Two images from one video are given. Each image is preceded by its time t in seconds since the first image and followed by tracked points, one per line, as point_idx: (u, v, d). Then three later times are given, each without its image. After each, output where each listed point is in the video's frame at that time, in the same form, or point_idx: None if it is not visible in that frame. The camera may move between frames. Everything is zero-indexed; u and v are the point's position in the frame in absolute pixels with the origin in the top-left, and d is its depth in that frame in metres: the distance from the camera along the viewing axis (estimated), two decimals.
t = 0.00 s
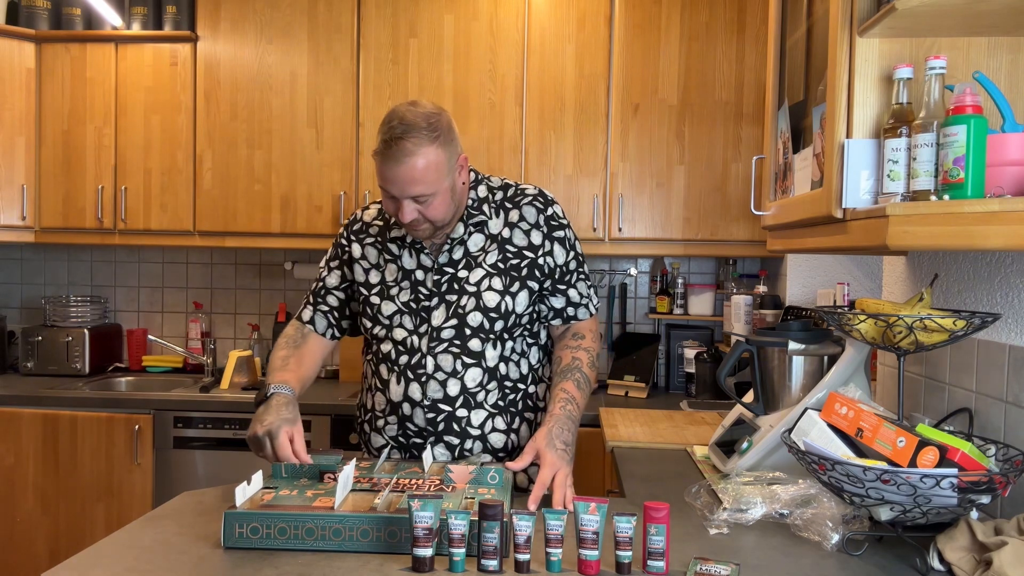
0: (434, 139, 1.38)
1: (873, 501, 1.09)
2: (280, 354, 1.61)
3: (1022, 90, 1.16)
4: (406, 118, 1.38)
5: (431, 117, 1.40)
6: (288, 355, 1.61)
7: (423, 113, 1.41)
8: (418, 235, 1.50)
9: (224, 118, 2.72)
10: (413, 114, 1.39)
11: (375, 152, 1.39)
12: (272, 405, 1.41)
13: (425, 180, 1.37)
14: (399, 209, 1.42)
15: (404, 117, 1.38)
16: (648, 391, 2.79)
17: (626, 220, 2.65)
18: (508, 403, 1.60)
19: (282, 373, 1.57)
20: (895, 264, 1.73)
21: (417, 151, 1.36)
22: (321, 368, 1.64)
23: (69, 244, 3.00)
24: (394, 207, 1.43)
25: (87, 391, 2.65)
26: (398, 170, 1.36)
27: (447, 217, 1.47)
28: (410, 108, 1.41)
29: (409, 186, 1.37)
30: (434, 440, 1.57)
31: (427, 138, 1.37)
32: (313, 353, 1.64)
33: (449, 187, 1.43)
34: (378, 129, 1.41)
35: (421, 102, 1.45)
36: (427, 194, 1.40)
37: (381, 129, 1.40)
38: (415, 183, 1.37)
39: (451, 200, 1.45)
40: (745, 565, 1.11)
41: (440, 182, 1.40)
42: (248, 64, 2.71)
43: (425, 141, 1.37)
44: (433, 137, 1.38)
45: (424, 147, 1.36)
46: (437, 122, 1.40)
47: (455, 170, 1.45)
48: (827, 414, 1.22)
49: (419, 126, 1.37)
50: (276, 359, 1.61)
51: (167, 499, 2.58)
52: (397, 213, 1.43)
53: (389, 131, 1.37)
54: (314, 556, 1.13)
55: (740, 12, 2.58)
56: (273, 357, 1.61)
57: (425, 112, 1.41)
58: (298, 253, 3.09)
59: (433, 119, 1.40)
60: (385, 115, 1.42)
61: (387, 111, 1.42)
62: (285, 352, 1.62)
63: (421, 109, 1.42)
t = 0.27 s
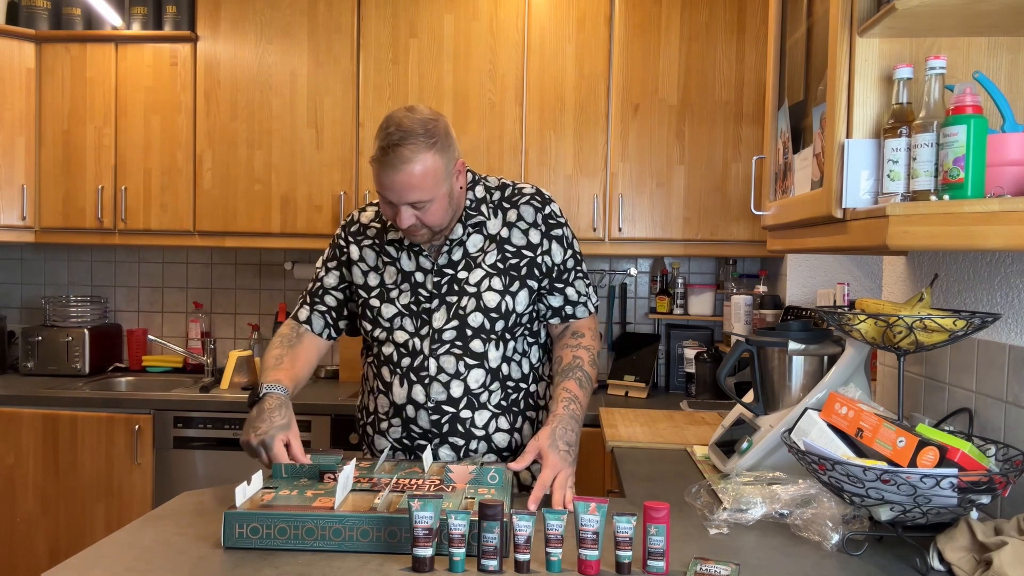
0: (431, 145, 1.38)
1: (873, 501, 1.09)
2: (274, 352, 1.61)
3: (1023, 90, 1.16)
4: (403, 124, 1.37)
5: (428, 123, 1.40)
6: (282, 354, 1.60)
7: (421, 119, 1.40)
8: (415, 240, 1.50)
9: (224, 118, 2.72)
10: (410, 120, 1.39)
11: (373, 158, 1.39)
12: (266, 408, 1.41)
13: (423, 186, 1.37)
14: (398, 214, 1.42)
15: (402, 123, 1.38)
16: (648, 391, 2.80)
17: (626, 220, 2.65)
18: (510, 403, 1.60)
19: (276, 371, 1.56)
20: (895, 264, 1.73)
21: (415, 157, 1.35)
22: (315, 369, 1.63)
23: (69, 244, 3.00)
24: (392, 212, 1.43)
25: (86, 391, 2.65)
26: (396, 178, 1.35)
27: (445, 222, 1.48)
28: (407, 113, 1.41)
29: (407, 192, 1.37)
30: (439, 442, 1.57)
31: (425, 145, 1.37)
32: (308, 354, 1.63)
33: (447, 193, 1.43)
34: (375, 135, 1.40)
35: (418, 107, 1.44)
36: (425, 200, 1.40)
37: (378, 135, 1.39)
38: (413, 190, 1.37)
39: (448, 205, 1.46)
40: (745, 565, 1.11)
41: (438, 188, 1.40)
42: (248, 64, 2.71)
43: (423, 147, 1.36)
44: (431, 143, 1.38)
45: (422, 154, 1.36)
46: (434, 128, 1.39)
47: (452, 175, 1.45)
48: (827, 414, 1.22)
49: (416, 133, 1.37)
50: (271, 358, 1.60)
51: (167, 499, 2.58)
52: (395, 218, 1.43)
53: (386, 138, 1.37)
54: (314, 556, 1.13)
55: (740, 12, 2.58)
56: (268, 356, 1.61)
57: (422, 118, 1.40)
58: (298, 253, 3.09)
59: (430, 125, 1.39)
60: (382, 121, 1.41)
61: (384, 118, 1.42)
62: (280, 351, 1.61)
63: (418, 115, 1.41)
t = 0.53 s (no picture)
0: (433, 147, 1.38)
1: (873, 501, 1.09)
2: (275, 352, 1.60)
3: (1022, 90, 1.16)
4: (404, 126, 1.37)
5: (430, 124, 1.40)
6: (283, 355, 1.60)
7: (422, 120, 1.40)
8: (416, 241, 1.50)
9: (224, 118, 2.72)
10: (411, 122, 1.39)
11: (374, 160, 1.39)
12: (266, 408, 1.41)
13: (423, 189, 1.37)
14: (398, 217, 1.42)
15: (403, 125, 1.38)
16: (648, 391, 2.79)
17: (626, 220, 2.65)
18: (513, 402, 1.60)
19: (276, 372, 1.56)
20: (895, 263, 1.73)
21: (416, 159, 1.35)
22: (315, 370, 1.63)
23: (69, 244, 3.00)
24: (392, 214, 1.43)
25: (86, 391, 2.65)
26: (396, 179, 1.35)
27: (445, 224, 1.48)
28: (408, 114, 1.41)
29: (407, 195, 1.37)
30: (442, 442, 1.57)
31: (426, 147, 1.37)
32: (309, 354, 1.63)
33: (448, 195, 1.43)
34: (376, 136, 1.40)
35: (419, 109, 1.44)
36: (426, 203, 1.40)
37: (379, 136, 1.39)
38: (414, 192, 1.37)
39: (448, 207, 1.46)
40: (745, 565, 1.11)
41: (439, 191, 1.39)
42: (248, 64, 2.71)
43: (424, 149, 1.36)
44: (432, 145, 1.38)
45: (423, 156, 1.36)
46: (435, 130, 1.39)
47: (453, 177, 1.45)
48: (827, 414, 1.22)
49: (417, 134, 1.37)
50: (271, 358, 1.60)
51: (167, 499, 2.58)
52: (396, 220, 1.43)
53: (387, 140, 1.37)
54: (314, 556, 1.13)
55: (740, 12, 2.58)
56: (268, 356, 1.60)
57: (423, 119, 1.40)
58: (298, 253, 3.09)
59: (431, 127, 1.39)
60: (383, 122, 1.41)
61: (385, 119, 1.41)
62: (280, 351, 1.60)
63: (419, 116, 1.41)
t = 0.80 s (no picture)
0: (434, 147, 1.38)
1: (873, 501, 1.09)
2: (276, 352, 1.60)
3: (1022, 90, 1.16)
4: (405, 126, 1.37)
5: (431, 124, 1.40)
6: (284, 355, 1.60)
7: (423, 120, 1.40)
8: (417, 241, 1.50)
9: (224, 118, 2.72)
10: (413, 122, 1.39)
11: (375, 160, 1.39)
12: (266, 409, 1.41)
13: (424, 189, 1.37)
14: (399, 217, 1.42)
15: (404, 125, 1.38)
16: (648, 391, 2.79)
17: (626, 220, 2.65)
18: (514, 402, 1.60)
19: (277, 372, 1.55)
20: (895, 263, 1.73)
21: (417, 159, 1.35)
22: (315, 370, 1.63)
23: (69, 244, 3.00)
24: (393, 214, 1.43)
25: (86, 391, 2.65)
26: (397, 180, 1.35)
27: (446, 224, 1.48)
28: (409, 114, 1.41)
29: (408, 195, 1.37)
30: (444, 442, 1.57)
31: (427, 147, 1.37)
32: (309, 354, 1.62)
33: (449, 195, 1.43)
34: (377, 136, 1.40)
35: (421, 109, 1.44)
36: (427, 203, 1.40)
37: (380, 136, 1.39)
38: (415, 192, 1.37)
39: (450, 207, 1.46)
40: (745, 565, 1.11)
41: (439, 191, 1.39)
42: (248, 64, 2.71)
43: (425, 149, 1.36)
44: (433, 145, 1.38)
45: (424, 156, 1.36)
46: (437, 130, 1.39)
47: (454, 177, 1.45)
48: (827, 414, 1.22)
49: (418, 134, 1.37)
50: (271, 358, 1.59)
51: (167, 499, 2.58)
52: (397, 220, 1.43)
53: (389, 140, 1.36)
54: (314, 556, 1.13)
55: (740, 12, 2.58)
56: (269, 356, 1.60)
57: (424, 119, 1.40)
58: (299, 253, 3.09)
59: (433, 127, 1.39)
60: (385, 122, 1.41)
61: (387, 119, 1.41)
62: (280, 351, 1.60)
63: (421, 116, 1.41)
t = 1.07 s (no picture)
0: (436, 146, 1.38)
1: (873, 501, 1.09)
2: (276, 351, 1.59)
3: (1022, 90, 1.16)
4: (408, 125, 1.37)
5: (433, 124, 1.40)
6: (285, 354, 1.59)
7: (426, 119, 1.40)
8: (418, 240, 1.50)
9: (224, 118, 2.72)
10: (415, 121, 1.39)
11: (377, 158, 1.39)
12: (266, 408, 1.41)
13: (426, 188, 1.37)
14: (401, 215, 1.42)
15: (407, 124, 1.38)
16: (648, 391, 2.79)
17: (626, 220, 2.65)
18: (513, 403, 1.60)
19: (277, 372, 1.55)
20: (895, 264, 1.73)
21: (420, 158, 1.35)
22: (315, 369, 1.62)
23: (69, 244, 3.00)
24: (395, 213, 1.43)
25: (86, 391, 2.65)
26: (400, 178, 1.35)
27: (447, 223, 1.47)
28: (411, 114, 1.41)
29: (410, 194, 1.37)
30: (442, 441, 1.57)
31: (429, 145, 1.37)
32: (309, 354, 1.62)
33: (450, 195, 1.43)
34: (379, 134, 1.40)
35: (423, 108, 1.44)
36: (428, 202, 1.40)
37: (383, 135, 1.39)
38: (417, 191, 1.37)
39: (451, 207, 1.46)
40: (745, 565, 1.11)
41: (441, 190, 1.39)
42: (247, 64, 2.71)
43: (428, 148, 1.36)
44: (436, 144, 1.38)
45: (426, 154, 1.36)
46: (439, 129, 1.40)
47: (456, 177, 1.45)
48: (827, 414, 1.22)
49: (420, 133, 1.37)
50: (271, 358, 1.59)
51: (167, 499, 2.58)
52: (398, 219, 1.43)
53: (391, 138, 1.36)
54: (314, 556, 1.13)
55: (740, 12, 2.58)
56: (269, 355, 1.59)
57: (426, 118, 1.40)
58: (299, 253, 3.09)
59: (435, 126, 1.40)
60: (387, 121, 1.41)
61: (389, 118, 1.41)
62: (280, 350, 1.59)
63: (422, 116, 1.41)
